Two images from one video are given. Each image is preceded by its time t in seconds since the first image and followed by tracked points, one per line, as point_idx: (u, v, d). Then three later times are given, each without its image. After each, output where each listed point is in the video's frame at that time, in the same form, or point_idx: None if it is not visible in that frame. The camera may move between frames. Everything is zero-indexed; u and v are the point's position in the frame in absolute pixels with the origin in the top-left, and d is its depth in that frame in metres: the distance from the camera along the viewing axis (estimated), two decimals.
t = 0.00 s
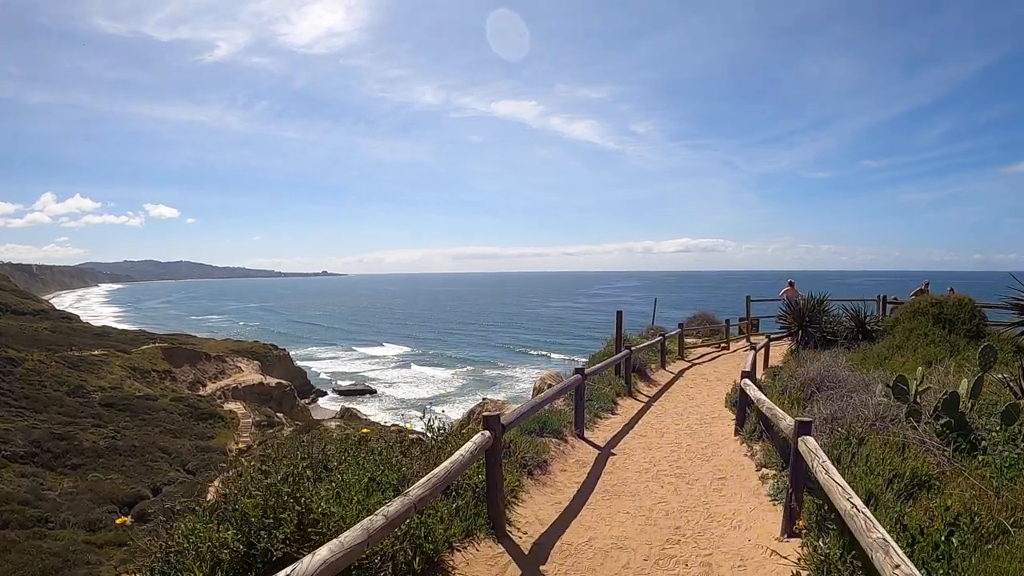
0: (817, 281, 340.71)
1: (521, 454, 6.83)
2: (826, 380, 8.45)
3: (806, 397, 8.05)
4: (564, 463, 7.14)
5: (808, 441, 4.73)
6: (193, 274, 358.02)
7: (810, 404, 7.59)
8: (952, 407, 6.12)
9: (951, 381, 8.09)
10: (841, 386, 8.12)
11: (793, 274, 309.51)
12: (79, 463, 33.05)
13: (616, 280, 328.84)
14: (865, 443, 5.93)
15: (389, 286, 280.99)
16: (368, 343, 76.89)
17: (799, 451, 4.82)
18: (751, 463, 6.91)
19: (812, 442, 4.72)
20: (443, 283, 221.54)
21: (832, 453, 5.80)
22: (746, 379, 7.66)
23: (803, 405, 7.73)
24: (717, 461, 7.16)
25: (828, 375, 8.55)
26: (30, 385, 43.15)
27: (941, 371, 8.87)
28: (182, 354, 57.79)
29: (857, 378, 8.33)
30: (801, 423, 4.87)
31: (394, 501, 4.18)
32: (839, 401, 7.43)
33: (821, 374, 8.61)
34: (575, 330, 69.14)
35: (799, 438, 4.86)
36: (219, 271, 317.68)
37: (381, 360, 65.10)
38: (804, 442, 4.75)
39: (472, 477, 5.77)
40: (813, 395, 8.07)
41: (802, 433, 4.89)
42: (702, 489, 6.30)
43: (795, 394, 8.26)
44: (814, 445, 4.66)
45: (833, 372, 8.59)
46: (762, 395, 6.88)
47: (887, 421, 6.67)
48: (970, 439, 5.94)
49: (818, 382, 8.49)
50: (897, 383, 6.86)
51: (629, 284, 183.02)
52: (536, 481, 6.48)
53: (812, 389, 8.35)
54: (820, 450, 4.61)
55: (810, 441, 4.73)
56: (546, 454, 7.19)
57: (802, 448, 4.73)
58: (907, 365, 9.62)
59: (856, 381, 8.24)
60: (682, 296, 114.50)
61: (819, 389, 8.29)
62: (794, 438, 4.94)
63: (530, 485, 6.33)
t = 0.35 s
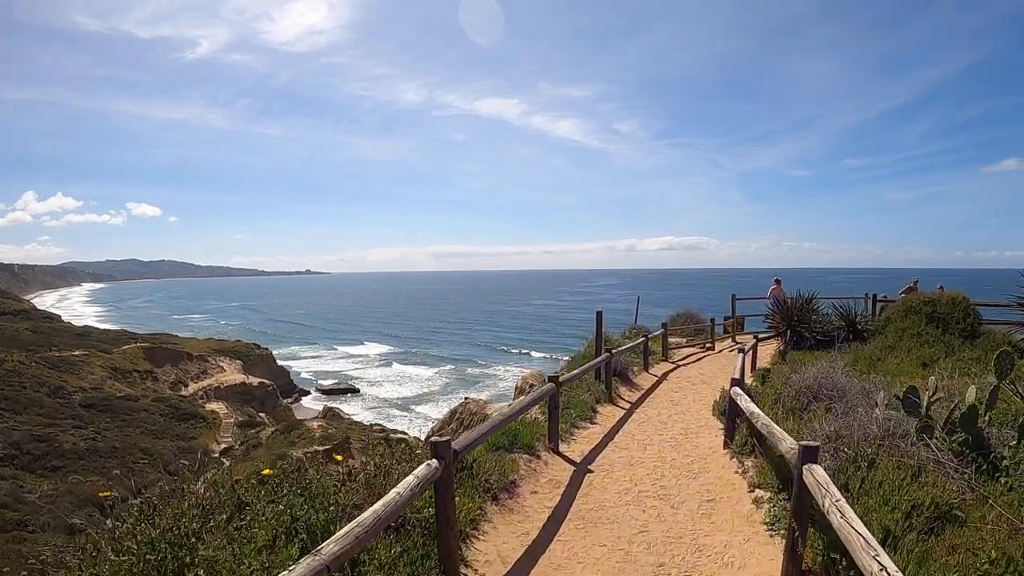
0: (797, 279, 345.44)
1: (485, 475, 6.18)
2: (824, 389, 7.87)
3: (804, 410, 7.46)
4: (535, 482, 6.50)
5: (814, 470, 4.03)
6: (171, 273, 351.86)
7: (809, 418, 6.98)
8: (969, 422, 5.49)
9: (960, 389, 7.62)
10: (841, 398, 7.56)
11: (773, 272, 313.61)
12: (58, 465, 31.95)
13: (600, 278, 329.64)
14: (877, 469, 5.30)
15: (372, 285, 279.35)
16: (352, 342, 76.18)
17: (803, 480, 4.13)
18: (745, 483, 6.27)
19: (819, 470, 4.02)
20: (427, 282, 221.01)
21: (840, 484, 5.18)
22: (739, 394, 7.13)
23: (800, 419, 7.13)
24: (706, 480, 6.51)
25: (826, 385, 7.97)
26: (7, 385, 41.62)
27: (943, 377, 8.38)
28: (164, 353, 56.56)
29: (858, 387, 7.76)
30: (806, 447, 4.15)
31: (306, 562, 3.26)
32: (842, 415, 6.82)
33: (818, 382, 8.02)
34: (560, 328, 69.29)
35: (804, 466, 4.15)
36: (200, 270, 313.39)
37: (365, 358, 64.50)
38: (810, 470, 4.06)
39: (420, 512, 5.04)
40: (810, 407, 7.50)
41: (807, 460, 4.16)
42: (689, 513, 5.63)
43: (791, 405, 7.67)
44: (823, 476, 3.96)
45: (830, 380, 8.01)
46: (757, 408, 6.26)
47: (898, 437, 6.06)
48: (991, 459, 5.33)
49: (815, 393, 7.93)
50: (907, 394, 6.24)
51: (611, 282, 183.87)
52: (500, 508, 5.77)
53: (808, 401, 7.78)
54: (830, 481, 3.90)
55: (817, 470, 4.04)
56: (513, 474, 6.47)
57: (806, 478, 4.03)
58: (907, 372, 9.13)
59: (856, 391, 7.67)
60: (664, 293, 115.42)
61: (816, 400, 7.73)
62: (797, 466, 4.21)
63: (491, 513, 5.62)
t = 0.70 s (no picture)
0: (771, 277, 351.48)
1: (456, 487, 5.85)
2: (823, 386, 7.37)
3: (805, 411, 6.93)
4: (507, 494, 6.19)
5: (838, 487, 3.71)
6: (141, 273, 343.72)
7: (814, 421, 6.48)
8: (998, 424, 5.13)
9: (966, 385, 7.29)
10: (841, 398, 7.08)
11: (748, 270, 318.58)
12: (34, 471, 30.67)
13: (578, 277, 331.01)
14: (906, 478, 4.81)
15: (350, 285, 277.14)
16: (329, 342, 75.23)
17: (825, 498, 3.79)
18: (739, 491, 6.01)
19: (845, 487, 3.70)
20: (406, 283, 219.57)
21: (859, 494, 4.78)
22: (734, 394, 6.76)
23: (800, 421, 6.69)
24: (695, 490, 6.20)
25: (823, 380, 7.46)
26: None
27: (939, 377, 8.07)
28: (141, 355, 55.15)
29: (857, 387, 7.30)
30: (827, 459, 3.84)
31: None
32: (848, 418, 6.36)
33: (816, 378, 7.49)
34: (539, 325, 69.54)
35: (824, 482, 3.84)
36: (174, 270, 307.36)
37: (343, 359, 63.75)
38: (835, 489, 3.71)
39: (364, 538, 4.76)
40: (811, 407, 7.01)
41: (828, 475, 3.85)
42: (678, 526, 5.33)
43: (790, 405, 7.15)
44: (850, 494, 3.60)
45: (827, 375, 7.52)
46: (756, 411, 5.96)
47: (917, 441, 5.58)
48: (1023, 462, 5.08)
49: (812, 389, 7.41)
50: (924, 393, 5.88)
51: (587, 280, 184.71)
52: (465, 528, 5.40)
53: (808, 399, 7.26)
54: (860, 500, 3.54)
55: (843, 486, 3.69)
56: (478, 485, 6.14)
57: (832, 497, 3.67)
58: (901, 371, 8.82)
59: (856, 391, 7.22)
60: (640, 290, 116.58)
61: (816, 399, 7.21)
62: (817, 485, 3.87)
63: (456, 532, 5.27)
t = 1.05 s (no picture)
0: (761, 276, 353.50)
1: (420, 534, 4.57)
2: (835, 408, 6.36)
3: (816, 441, 5.90)
4: (479, 536, 4.94)
5: (883, 569, 2.84)
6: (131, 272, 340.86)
7: (829, 454, 5.42)
8: None
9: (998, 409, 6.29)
10: (857, 424, 6.07)
11: (738, 269, 320.29)
12: (22, 471, 29.87)
13: (570, 276, 331.73)
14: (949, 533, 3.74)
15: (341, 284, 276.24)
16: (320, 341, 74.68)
17: None
18: (745, 532, 4.81)
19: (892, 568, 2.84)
20: (397, 281, 219.59)
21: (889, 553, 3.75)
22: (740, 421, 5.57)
23: (812, 450, 5.69)
24: (696, 528, 5.01)
25: (835, 400, 6.45)
26: None
27: (962, 393, 7.20)
28: (131, 355, 54.45)
29: (875, 409, 6.29)
30: (865, 527, 2.99)
31: None
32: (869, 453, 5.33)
33: (826, 398, 6.47)
34: (531, 325, 69.34)
35: (862, 557, 2.99)
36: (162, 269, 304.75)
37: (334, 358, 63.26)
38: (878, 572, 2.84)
39: None
40: (823, 436, 5.99)
41: (866, 549, 3.00)
42: None
43: (797, 430, 6.13)
44: None
45: (839, 394, 6.52)
46: (767, 443, 4.84)
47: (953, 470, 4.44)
48: None
49: (822, 411, 6.39)
50: (959, 424, 4.88)
51: (580, 279, 184.77)
52: None
53: (820, 425, 6.25)
54: None
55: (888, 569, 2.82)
56: (445, 529, 4.83)
57: None
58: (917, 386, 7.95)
59: (875, 415, 6.21)
60: (632, 290, 116.84)
61: (829, 425, 6.20)
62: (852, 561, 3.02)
63: None
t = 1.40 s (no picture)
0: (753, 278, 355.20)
1: (362, 560, 4.26)
2: (847, 412, 6.08)
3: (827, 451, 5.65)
4: (436, 561, 4.65)
5: None
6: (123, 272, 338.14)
7: (843, 468, 5.17)
8: None
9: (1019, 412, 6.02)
10: (871, 429, 5.79)
11: (731, 271, 321.47)
12: (14, 472, 29.23)
13: (564, 278, 331.69)
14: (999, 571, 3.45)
15: (335, 285, 275.30)
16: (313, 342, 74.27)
17: None
18: (745, 556, 4.58)
19: None
20: (390, 282, 218.94)
21: None
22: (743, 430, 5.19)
23: (823, 462, 5.46)
24: (682, 552, 4.75)
25: (846, 402, 6.16)
26: None
27: (978, 394, 6.91)
28: (123, 355, 53.85)
29: (889, 410, 6.01)
30: None
31: None
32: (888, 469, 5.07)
33: (837, 401, 6.18)
34: (525, 326, 69.26)
35: None
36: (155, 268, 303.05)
37: (327, 359, 62.91)
38: None
39: None
40: (834, 445, 5.72)
41: None
42: None
43: (805, 438, 5.87)
44: None
45: (851, 398, 6.22)
46: (773, 455, 4.56)
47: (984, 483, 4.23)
48: None
49: (832, 413, 6.11)
50: (1002, 432, 4.58)
51: (573, 280, 184.53)
52: None
53: (830, 431, 5.97)
54: None
55: None
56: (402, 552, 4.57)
57: None
58: (923, 385, 7.72)
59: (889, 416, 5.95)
60: (624, 291, 117.07)
61: (841, 430, 5.92)
62: None
63: None
